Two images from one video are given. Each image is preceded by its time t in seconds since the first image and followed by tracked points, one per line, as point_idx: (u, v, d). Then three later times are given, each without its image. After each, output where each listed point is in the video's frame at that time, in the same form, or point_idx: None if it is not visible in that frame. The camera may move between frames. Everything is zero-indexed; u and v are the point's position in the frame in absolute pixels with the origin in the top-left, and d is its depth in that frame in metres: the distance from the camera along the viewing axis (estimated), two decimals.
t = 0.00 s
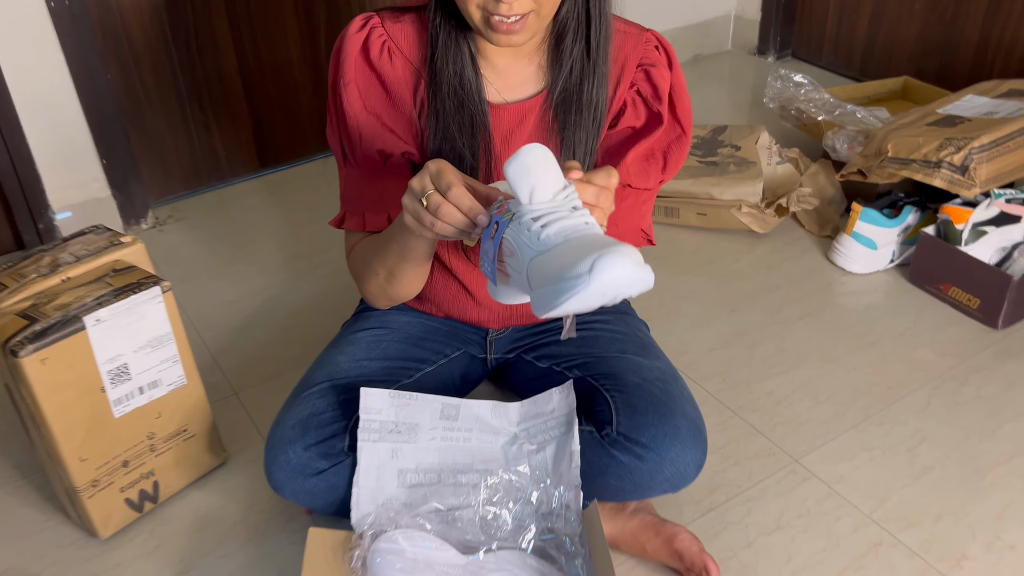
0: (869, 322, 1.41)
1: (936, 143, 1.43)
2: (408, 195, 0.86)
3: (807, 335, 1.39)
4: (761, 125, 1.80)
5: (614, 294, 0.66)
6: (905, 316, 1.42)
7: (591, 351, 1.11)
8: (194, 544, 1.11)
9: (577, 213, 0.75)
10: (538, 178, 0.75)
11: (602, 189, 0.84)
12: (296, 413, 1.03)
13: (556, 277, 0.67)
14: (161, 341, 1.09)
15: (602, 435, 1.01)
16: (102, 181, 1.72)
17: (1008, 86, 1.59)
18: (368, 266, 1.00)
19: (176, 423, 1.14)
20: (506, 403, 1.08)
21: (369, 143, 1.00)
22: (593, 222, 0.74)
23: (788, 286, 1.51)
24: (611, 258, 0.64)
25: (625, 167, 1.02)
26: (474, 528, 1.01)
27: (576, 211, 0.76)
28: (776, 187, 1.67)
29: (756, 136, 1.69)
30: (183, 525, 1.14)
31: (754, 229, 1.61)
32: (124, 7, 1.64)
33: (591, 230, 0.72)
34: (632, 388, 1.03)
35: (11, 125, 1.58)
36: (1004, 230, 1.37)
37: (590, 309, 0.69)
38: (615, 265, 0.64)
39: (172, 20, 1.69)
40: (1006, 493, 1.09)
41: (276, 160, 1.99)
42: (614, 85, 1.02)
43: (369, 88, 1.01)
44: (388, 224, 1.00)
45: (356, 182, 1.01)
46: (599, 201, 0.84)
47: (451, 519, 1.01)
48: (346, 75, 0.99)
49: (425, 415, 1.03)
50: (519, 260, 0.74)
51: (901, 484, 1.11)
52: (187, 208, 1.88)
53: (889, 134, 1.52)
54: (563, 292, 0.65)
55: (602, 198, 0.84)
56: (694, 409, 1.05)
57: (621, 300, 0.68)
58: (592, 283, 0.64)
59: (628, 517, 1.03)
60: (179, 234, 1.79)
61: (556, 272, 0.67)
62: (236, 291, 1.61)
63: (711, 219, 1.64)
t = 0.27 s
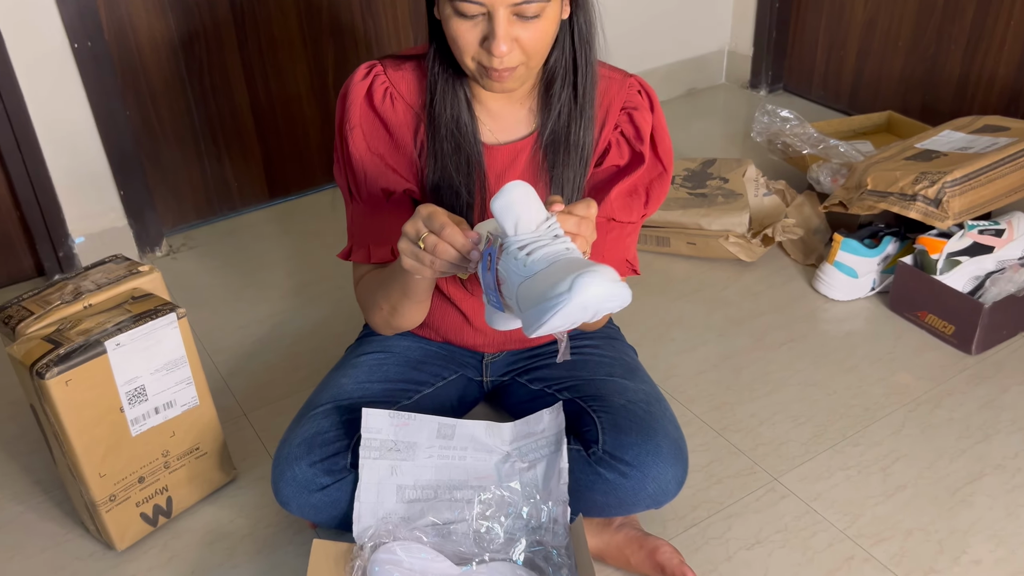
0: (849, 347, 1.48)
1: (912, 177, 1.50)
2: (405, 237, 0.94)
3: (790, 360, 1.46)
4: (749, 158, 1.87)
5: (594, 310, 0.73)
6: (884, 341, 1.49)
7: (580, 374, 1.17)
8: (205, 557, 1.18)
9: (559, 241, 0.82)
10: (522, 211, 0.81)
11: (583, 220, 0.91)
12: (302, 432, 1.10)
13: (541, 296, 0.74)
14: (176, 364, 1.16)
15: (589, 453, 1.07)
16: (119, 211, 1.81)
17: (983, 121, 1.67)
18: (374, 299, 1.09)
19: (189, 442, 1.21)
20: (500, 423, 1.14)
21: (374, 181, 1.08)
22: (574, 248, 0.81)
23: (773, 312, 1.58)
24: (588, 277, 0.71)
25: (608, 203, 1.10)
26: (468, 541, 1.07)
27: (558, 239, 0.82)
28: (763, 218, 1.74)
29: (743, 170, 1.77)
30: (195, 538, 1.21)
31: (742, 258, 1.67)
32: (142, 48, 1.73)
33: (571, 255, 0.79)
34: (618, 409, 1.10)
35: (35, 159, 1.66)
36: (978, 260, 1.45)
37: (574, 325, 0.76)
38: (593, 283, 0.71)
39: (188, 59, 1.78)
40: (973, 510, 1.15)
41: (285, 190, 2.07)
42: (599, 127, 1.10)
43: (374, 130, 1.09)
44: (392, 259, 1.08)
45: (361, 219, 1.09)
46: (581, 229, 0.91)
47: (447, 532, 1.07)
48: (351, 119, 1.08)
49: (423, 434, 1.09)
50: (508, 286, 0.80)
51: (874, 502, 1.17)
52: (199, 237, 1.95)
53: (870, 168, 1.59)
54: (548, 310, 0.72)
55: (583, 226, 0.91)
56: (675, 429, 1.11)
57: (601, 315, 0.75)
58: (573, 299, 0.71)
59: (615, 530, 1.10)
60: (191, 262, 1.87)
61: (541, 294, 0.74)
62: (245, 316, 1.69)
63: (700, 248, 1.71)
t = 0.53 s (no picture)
0: (851, 382, 1.50)
1: (912, 216, 1.53)
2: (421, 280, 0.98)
3: (793, 394, 1.48)
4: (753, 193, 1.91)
5: (575, 385, 0.77)
6: (886, 376, 1.51)
7: (587, 410, 1.20)
8: None
9: (566, 302, 0.84)
10: (535, 268, 0.83)
11: (598, 283, 0.95)
12: (316, 467, 1.13)
13: (531, 362, 0.77)
14: (193, 398, 1.20)
15: (594, 489, 1.11)
16: (137, 244, 1.85)
17: (982, 160, 1.70)
18: (385, 338, 1.13)
19: (205, 474, 1.24)
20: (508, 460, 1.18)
21: (389, 228, 1.14)
22: (576, 314, 0.83)
23: (777, 346, 1.61)
24: (574, 357, 0.75)
25: (614, 248, 1.15)
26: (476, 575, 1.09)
27: (565, 300, 0.84)
28: (766, 252, 1.77)
29: (746, 206, 1.80)
30: (209, 569, 1.24)
31: (745, 292, 1.70)
32: (162, 86, 1.78)
33: (571, 322, 0.81)
34: (623, 446, 1.13)
35: (57, 194, 1.71)
36: (977, 297, 1.48)
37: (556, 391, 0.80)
38: (577, 363, 0.75)
39: (205, 97, 1.84)
40: (973, 547, 1.16)
41: (298, 222, 2.12)
42: (605, 174, 1.15)
43: (388, 176, 1.14)
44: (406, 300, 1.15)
45: (375, 260, 1.15)
46: (593, 293, 0.95)
47: (456, 566, 1.09)
48: (366, 166, 1.12)
49: (432, 469, 1.13)
50: (510, 336, 0.83)
51: (876, 537, 1.19)
52: (215, 268, 2.00)
53: (870, 205, 1.62)
54: (532, 378, 0.77)
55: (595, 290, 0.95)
56: (680, 465, 1.14)
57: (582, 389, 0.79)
58: (556, 374, 0.75)
59: (619, 565, 1.13)
60: (206, 293, 1.91)
61: (532, 359, 0.77)
62: (259, 347, 1.72)
63: (705, 282, 1.74)
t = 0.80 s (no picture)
0: (871, 411, 1.49)
1: (931, 245, 1.52)
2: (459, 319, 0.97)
3: (812, 423, 1.47)
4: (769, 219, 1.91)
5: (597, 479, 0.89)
6: (906, 405, 1.50)
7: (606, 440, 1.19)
8: None
9: (592, 387, 0.89)
10: (567, 358, 0.86)
11: (625, 354, 0.99)
12: (334, 496, 1.12)
13: (561, 463, 0.87)
14: (211, 426, 1.19)
15: (615, 521, 1.10)
16: (154, 267, 1.86)
17: (1000, 188, 1.70)
18: (405, 372, 1.16)
19: (222, 502, 1.24)
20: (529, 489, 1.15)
21: (405, 264, 1.15)
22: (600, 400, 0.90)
23: (795, 375, 1.60)
24: (600, 475, 0.85)
25: (637, 283, 1.16)
26: None
27: (591, 382, 0.89)
28: (783, 279, 1.76)
29: (763, 233, 1.80)
30: None
31: (763, 319, 1.70)
32: (181, 111, 1.79)
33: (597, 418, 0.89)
34: (643, 477, 1.12)
35: (75, 217, 1.72)
36: (997, 326, 1.47)
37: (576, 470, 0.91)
38: (603, 477, 0.85)
39: (224, 121, 1.85)
40: None
41: (313, 245, 2.13)
42: (624, 205, 1.15)
43: (404, 212, 1.14)
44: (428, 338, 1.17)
45: (390, 296, 1.16)
46: (620, 363, 0.99)
47: None
48: (383, 202, 1.14)
49: (451, 499, 1.11)
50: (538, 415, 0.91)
51: (899, 571, 1.18)
52: (230, 291, 2.00)
53: (888, 233, 1.61)
54: (561, 478, 0.87)
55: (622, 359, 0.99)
56: (701, 497, 1.12)
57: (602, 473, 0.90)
58: (584, 486, 0.86)
59: None
60: (222, 316, 1.92)
61: (561, 462, 0.87)
62: (275, 371, 1.72)
63: (721, 308, 1.74)
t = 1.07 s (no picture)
0: (889, 434, 1.49)
1: (949, 269, 1.53)
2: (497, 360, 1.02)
3: (831, 446, 1.47)
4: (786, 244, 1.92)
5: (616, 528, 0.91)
6: (925, 429, 1.50)
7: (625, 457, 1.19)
8: None
9: (599, 436, 0.92)
10: (566, 410, 0.90)
11: (627, 397, 1.00)
12: (356, 509, 1.14)
13: (576, 514, 0.90)
14: (236, 439, 1.21)
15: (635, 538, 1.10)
16: (179, 286, 1.89)
17: (1018, 214, 1.71)
18: (424, 391, 1.21)
19: (245, 515, 1.25)
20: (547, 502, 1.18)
21: (421, 287, 1.17)
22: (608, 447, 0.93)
23: (813, 397, 1.60)
24: (612, 526, 0.87)
25: (657, 308, 1.18)
26: None
27: (596, 431, 0.93)
28: (801, 303, 1.78)
29: (780, 256, 1.81)
30: None
31: (780, 342, 1.70)
32: (208, 133, 1.83)
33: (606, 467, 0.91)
34: (663, 494, 1.12)
35: (103, 236, 1.76)
36: (1016, 351, 1.47)
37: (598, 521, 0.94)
38: (616, 526, 0.87)
39: (249, 145, 1.89)
40: None
41: (334, 266, 2.16)
42: (642, 230, 1.18)
43: (422, 236, 1.17)
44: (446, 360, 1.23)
45: (408, 318, 1.21)
46: (622, 405, 1.01)
47: None
48: (403, 224, 1.16)
49: (472, 514, 1.13)
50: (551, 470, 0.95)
51: None
52: (252, 310, 2.03)
53: (906, 257, 1.63)
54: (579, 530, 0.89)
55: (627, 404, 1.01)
56: (720, 514, 1.13)
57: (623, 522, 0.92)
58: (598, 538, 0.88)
59: None
60: (244, 335, 1.94)
61: (575, 515, 0.90)
62: (296, 389, 1.74)
63: (739, 331, 1.75)
